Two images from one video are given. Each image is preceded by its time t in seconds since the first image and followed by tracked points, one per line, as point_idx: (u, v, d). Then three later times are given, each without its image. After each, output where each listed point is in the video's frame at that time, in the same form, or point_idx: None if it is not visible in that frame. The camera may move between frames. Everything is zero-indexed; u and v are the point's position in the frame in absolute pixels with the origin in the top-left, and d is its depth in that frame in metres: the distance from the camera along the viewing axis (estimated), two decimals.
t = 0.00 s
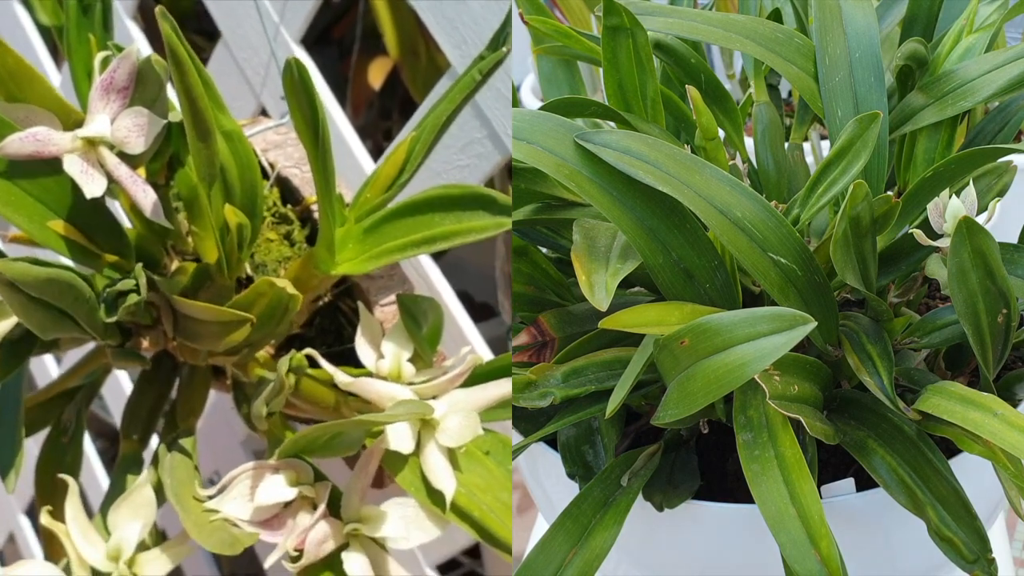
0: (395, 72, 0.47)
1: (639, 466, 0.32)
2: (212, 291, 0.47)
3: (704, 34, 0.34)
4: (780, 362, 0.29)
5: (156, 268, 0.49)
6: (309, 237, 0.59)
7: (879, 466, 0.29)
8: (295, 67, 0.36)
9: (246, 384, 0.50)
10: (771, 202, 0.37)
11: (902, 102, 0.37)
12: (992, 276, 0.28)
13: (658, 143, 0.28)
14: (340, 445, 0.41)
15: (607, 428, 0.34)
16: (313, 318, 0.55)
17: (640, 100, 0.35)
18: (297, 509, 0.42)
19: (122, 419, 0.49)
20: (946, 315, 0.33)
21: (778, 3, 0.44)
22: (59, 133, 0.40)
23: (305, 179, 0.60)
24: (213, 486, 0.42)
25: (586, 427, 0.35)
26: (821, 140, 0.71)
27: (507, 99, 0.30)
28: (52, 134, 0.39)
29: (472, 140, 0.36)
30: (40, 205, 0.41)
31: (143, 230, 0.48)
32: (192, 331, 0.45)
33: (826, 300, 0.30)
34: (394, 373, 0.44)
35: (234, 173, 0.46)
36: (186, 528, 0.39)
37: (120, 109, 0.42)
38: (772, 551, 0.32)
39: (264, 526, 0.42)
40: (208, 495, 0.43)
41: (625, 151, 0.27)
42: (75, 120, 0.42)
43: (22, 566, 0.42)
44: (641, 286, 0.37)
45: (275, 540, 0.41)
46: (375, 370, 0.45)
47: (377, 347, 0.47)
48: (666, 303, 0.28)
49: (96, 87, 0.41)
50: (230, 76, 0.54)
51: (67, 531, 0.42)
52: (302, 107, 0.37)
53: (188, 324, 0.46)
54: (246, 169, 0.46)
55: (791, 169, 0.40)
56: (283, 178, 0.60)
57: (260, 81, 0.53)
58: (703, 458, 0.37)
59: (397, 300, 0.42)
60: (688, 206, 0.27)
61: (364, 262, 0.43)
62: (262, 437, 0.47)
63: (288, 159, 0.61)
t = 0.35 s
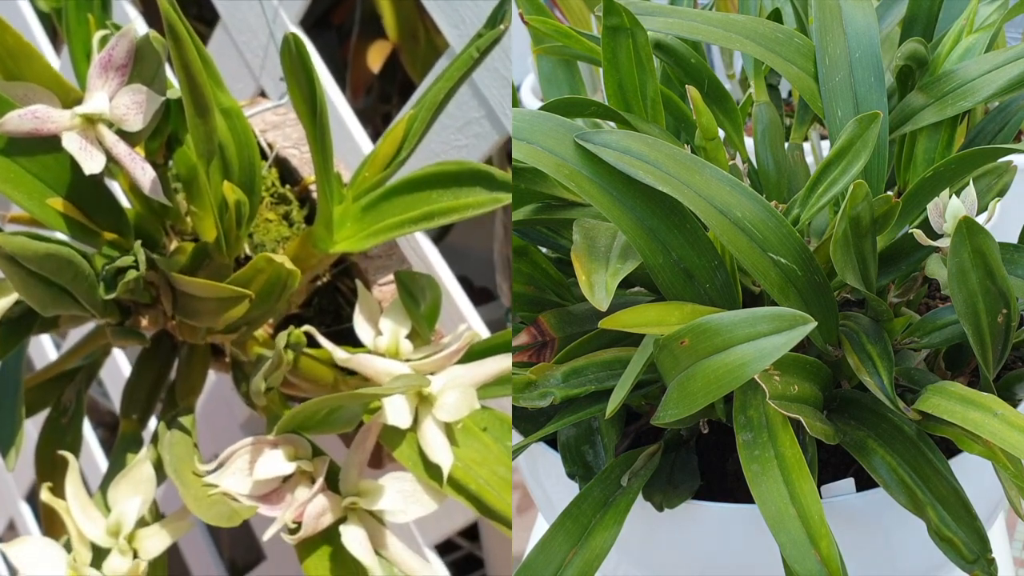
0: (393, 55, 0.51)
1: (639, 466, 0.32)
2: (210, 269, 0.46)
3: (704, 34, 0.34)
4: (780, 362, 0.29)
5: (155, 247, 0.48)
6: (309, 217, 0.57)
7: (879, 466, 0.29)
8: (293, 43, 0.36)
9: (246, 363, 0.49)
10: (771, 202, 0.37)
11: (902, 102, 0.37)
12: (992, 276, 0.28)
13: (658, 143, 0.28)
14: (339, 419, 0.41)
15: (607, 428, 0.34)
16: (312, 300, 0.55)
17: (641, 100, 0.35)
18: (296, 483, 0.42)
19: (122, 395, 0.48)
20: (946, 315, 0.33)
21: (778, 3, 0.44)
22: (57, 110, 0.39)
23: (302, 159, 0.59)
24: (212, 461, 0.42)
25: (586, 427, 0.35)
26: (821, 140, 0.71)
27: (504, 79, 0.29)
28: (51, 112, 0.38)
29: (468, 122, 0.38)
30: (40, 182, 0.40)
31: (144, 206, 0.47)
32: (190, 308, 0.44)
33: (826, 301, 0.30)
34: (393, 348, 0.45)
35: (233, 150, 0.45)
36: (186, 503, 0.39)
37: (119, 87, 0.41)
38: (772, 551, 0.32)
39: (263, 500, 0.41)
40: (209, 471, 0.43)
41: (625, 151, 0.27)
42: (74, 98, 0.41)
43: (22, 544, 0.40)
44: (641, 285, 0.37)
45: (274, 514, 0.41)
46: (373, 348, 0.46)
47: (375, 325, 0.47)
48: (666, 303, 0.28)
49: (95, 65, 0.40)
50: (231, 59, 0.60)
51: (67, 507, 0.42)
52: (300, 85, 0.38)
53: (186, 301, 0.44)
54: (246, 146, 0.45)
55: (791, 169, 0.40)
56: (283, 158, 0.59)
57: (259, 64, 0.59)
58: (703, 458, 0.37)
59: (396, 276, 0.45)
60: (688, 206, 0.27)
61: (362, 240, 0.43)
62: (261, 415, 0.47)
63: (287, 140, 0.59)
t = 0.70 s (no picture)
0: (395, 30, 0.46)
1: (639, 466, 0.32)
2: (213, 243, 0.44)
3: (704, 34, 0.34)
4: (779, 362, 0.29)
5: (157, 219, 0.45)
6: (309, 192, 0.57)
7: (879, 466, 0.29)
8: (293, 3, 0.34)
9: (247, 334, 0.48)
10: (771, 202, 0.37)
11: (902, 102, 0.37)
12: (991, 276, 0.28)
13: (658, 143, 0.28)
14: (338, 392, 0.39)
15: (607, 428, 0.34)
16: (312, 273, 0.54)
17: (641, 100, 0.35)
18: (298, 451, 0.39)
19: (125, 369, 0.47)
20: (946, 315, 0.33)
21: (778, 3, 0.44)
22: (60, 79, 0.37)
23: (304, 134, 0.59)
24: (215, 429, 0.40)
25: (586, 427, 0.35)
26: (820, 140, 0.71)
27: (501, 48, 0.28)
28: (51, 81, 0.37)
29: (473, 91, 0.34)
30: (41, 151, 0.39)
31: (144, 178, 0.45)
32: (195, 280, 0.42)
33: (826, 301, 0.30)
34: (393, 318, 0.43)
35: (233, 120, 0.42)
36: (187, 469, 0.37)
37: (121, 56, 0.39)
38: (771, 551, 0.32)
39: (265, 468, 0.39)
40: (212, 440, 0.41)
41: (624, 151, 0.27)
42: (77, 68, 0.39)
43: (24, 513, 0.38)
44: (641, 286, 0.37)
45: (276, 481, 0.38)
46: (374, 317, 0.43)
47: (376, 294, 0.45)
48: (666, 303, 0.28)
49: (96, 34, 0.38)
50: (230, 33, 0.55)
51: (71, 478, 0.38)
52: (301, 53, 0.36)
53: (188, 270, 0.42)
54: (246, 115, 0.42)
55: (791, 169, 0.40)
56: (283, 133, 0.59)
57: (260, 40, 0.55)
58: (703, 458, 0.37)
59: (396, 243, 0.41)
60: (688, 206, 0.27)
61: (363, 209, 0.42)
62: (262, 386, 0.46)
63: (287, 113, 0.59)
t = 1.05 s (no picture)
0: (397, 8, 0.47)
1: (639, 466, 0.32)
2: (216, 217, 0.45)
3: (704, 34, 0.34)
4: (779, 362, 0.29)
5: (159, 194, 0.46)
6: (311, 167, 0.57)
7: (879, 466, 0.29)
8: None
9: (249, 311, 0.48)
10: (771, 202, 0.37)
11: (902, 102, 0.37)
12: (992, 276, 0.28)
13: (658, 143, 0.28)
14: (342, 364, 0.41)
15: (607, 428, 0.34)
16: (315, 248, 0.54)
17: (640, 100, 0.35)
18: (301, 425, 0.42)
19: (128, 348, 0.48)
20: (946, 315, 0.33)
21: (778, 3, 0.44)
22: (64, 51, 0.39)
23: (307, 109, 0.59)
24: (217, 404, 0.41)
25: (586, 427, 0.35)
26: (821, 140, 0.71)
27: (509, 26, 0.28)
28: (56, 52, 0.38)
29: (472, 70, 0.36)
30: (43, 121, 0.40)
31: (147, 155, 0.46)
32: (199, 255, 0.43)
33: (826, 301, 0.30)
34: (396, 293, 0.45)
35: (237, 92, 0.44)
36: (193, 443, 0.39)
37: (124, 29, 0.40)
38: (772, 550, 0.32)
39: (268, 441, 0.41)
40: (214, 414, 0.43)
41: (625, 151, 0.27)
42: (79, 41, 0.41)
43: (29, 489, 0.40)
44: (641, 286, 0.37)
45: (280, 455, 0.41)
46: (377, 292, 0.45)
47: (379, 270, 0.46)
48: (666, 303, 0.28)
49: (99, 8, 0.40)
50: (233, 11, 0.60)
51: (74, 452, 0.40)
52: (306, 24, 0.36)
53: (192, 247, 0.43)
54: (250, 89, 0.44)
55: (791, 169, 0.40)
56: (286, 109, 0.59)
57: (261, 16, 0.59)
58: (703, 458, 0.37)
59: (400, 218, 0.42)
60: (688, 206, 0.27)
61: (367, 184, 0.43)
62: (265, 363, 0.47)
63: (290, 89, 0.59)
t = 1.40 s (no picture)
0: None
1: (639, 466, 0.32)
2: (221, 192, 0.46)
3: (704, 34, 0.34)
4: (779, 361, 0.29)
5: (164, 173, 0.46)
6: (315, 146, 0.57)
7: (879, 466, 0.29)
8: None
9: (255, 289, 0.48)
10: (771, 202, 0.37)
11: (902, 102, 0.37)
12: (992, 276, 0.28)
13: (658, 142, 0.27)
14: (348, 338, 0.41)
15: (607, 428, 0.34)
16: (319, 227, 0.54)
17: (640, 100, 0.35)
18: (307, 400, 0.42)
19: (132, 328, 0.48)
20: (946, 315, 0.33)
21: (778, 3, 0.44)
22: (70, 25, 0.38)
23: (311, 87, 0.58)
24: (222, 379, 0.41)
25: (586, 427, 0.35)
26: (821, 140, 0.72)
27: None
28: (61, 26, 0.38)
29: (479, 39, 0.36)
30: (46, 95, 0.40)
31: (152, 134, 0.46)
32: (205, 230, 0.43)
33: (827, 300, 0.30)
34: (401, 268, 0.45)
35: (243, 65, 0.44)
36: (200, 418, 0.39)
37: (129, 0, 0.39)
38: (771, 550, 0.32)
39: (274, 416, 0.41)
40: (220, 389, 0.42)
41: (625, 151, 0.27)
42: (83, 15, 0.41)
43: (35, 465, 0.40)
44: (641, 286, 0.37)
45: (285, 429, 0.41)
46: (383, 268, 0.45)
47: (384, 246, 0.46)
48: (666, 302, 0.28)
49: None
50: None
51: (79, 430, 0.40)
52: None
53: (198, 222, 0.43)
54: (255, 61, 0.44)
55: (791, 170, 0.40)
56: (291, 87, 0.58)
57: None
58: (703, 459, 0.37)
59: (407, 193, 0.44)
60: (688, 206, 0.27)
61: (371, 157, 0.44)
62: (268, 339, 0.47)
63: (295, 68, 0.58)
